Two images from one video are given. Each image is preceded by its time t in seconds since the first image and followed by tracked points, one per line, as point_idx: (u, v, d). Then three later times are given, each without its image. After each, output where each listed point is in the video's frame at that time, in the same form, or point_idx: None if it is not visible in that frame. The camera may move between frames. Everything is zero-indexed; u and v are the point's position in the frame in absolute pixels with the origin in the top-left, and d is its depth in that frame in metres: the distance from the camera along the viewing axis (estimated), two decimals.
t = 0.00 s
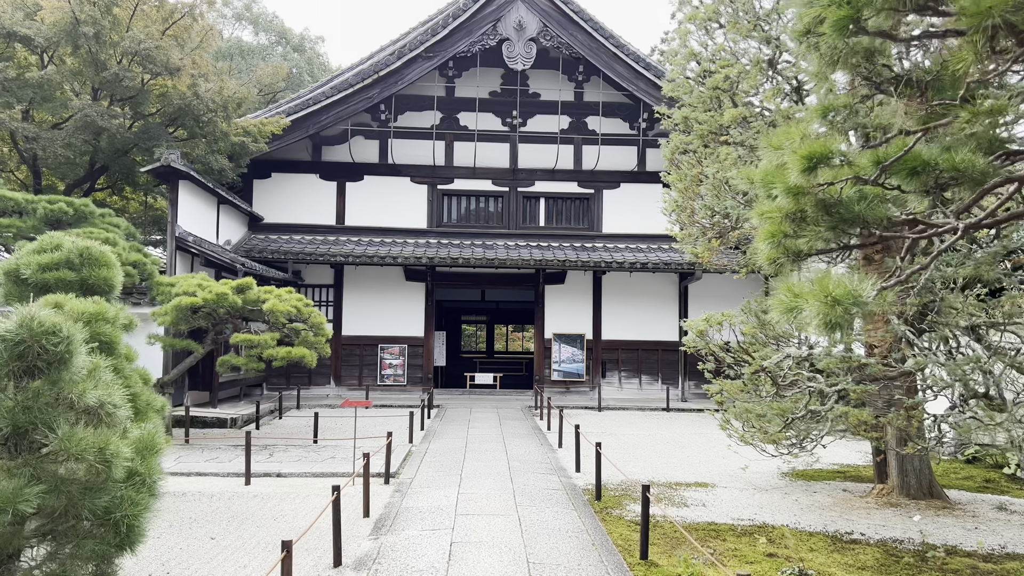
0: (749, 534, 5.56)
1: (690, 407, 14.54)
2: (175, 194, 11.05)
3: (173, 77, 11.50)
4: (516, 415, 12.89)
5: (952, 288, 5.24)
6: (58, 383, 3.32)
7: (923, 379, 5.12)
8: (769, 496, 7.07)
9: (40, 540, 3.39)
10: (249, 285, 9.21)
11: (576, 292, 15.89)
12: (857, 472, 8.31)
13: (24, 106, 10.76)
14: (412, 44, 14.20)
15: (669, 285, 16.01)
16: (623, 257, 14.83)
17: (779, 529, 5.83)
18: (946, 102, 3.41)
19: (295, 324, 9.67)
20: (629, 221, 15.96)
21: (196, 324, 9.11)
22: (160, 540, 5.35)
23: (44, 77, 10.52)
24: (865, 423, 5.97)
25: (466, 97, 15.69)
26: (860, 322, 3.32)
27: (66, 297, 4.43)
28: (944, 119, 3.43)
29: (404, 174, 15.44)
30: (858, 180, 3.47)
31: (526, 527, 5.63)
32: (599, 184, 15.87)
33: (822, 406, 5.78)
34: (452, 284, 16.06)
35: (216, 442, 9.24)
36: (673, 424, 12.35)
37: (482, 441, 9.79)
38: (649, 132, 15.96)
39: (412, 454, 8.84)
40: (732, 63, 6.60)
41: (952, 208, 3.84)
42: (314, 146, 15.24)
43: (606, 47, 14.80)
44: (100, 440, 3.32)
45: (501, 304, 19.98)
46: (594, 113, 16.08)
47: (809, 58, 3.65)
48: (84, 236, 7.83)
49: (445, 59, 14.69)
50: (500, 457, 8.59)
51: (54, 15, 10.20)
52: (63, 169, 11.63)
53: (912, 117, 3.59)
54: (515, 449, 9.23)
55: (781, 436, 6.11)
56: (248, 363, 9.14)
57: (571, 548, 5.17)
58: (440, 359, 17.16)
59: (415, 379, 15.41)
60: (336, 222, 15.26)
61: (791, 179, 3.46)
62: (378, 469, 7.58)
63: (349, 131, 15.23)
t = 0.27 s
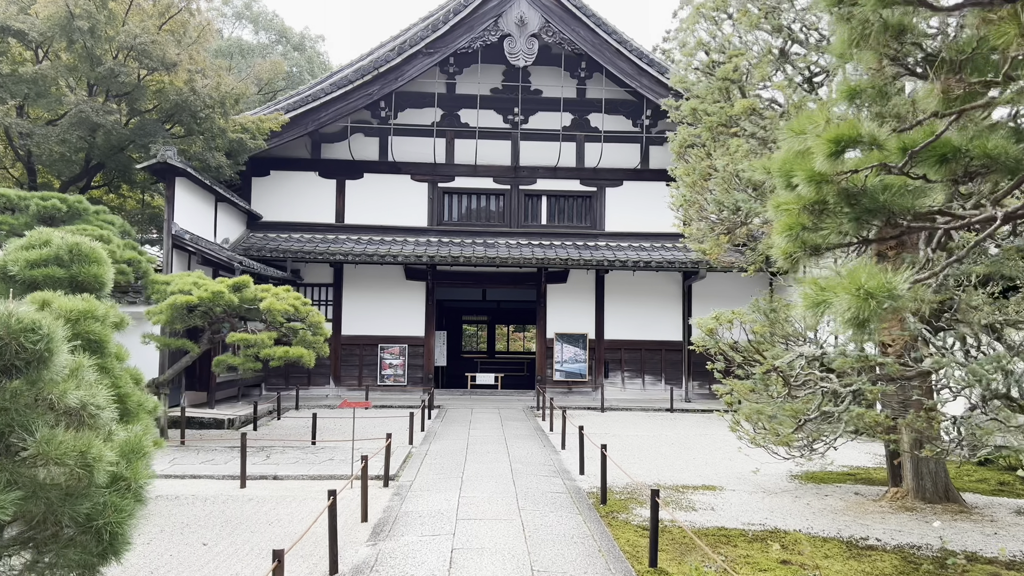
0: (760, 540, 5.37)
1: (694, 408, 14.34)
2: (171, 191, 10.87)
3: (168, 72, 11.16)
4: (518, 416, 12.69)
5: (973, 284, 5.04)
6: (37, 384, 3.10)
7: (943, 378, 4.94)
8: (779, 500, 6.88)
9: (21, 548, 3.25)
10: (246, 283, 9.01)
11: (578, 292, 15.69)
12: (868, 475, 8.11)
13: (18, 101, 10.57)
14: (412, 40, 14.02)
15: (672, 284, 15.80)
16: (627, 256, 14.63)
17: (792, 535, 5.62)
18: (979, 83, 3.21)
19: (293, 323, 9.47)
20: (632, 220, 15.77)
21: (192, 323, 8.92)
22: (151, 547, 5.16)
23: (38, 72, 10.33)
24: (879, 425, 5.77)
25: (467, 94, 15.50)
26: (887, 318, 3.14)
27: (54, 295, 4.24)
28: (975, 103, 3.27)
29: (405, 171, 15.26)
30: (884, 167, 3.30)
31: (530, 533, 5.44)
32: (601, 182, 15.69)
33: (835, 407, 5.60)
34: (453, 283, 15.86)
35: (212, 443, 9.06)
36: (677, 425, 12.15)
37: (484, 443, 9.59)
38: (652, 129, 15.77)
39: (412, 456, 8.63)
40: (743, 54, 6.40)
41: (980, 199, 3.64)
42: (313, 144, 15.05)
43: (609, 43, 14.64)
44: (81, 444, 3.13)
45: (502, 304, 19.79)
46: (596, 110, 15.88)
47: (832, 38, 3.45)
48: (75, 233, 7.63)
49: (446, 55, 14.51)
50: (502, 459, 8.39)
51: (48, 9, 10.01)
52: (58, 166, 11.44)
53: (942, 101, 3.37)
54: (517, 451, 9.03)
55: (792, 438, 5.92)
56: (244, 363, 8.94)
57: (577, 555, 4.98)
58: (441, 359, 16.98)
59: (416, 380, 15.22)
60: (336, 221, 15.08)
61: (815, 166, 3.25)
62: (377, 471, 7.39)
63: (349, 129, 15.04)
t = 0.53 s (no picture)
0: (776, 551, 5.17)
1: (700, 411, 14.13)
2: (169, 190, 10.68)
3: (166, 69, 10.99)
4: (521, 418, 12.50)
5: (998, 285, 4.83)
6: (16, 390, 2.87)
7: (966, 383, 4.74)
8: (792, 507, 6.68)
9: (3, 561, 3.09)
10: (244, 284, 8.82)
11: (581, 292, 15.48)
12: (881, 480, 7.91)
13: (13, 98, 10.38)
14: (413, 37, 13.83)
15: (677, 285, 15.59)
16: (631, 256, 14.43)
17: (808, 544, 5.43)
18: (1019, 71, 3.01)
19: (291, 324, 9.28)
20: (636, 220, 15.57)
21: (189, 324, 8.73)
22: (142, 557, 4.96)
23: (33, 69, 10.14)
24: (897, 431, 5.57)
25: (469, 92, 15.31)
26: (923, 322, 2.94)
27: (43, 295, 4.04)
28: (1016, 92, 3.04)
29: (406, 170, 15.07)
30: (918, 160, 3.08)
31: (536, 543, 5.25)
32: (605, 181, 15.48)
33: (852, 412, 5.40)
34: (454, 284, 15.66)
35: (209, 447, 8.86)
36: (683, 429, 11.95)
37: (486, 447, 9.39)
38: (656, 128, 15.57)
39: (413, 461, 8.44)
40: (755, 46, 6.19)
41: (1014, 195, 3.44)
42: (313, 142, 14.86)
43: (613, 41, 14.45)
44: (63, 454, 2.94)
45: (505, 305, 19.60)
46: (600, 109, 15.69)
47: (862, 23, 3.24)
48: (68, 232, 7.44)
49: (448, 53, 14.32)
50: (506, 464, 8.19)
51: (43, 5, 9.83)
52: (54, 164, 11.25)
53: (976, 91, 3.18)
54: (521, 455, 8.83)
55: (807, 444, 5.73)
56: (242, 365, 8.74)
57: (586, 567, 4.79)
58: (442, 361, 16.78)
59: (417, 382, 15.03)
60: (336, 220, 14.89)
61: (848, 158, 3.06)
62: (377, 477, 7.20)
63: (349, 127, 14.85)
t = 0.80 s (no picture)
0: (790, 560, 4.99)
1: (705, 413, 13.95)
2: (166, 188, 10.52)
3: (163, 66, 10.81)
4: (524, 420, 12.31)
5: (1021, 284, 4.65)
6: None
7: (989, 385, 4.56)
8: (804, 513, 6.48)
9: None
10: (242, 283, 8.64)
11: (584, 292, 15.29)
12: (894, 484, 7.71)
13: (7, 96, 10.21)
14: (414, 34, 13.66)
15: (681, 285, 15.40)
16: (635, 256, 14.25)
17: (823, 553, 5.23)
18: None
19: (290, 325, 9.10)
20: (640, 219, 15.38)
21: (185, 325, 8.55)
22: (132, 566, 4.78)
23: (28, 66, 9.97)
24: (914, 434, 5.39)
25: (471, 90, 15.14)
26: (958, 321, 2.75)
27: (30, 296, 3.90)
28: None
29: (407, 169, 14.90)
30: (949, 147, 2.89)
31: (541, 551, 5.07)
32: (608, 180, 15.29)
33: (868, 416, 5.21)
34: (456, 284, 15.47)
35: (206, 450, 8.68)
36: (687, 431, 11.76)
37: (488, 450, 9.21)
38: (660, 126, 15.38)
39: (413, 464, 8.25)
40: (765, 38, 6.01)
41: None
42: (313, 141, 14.69)
43: (616, 38, 14.29)
44: (42, 461, 2.75)
45: (507, 305, 19.40)
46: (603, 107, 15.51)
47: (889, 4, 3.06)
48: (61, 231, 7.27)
49: (449, 50, 14.15)
50: (508, 468, 8.00)
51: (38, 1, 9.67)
52: (50, 163, 11.08)
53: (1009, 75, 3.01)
54: (523, 459, 8.64)
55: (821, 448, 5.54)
56: (239, 366, 8.56)
57: None
58: (444, 361, 16.59)
59: (418, 383, 14.85)
60: (337, 220, 14.72)
61: (879, 145, 2.87)
62: (376, 481, 7.02)
63: (350, 125, 14.69)
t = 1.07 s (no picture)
0: (809, 569, 4.75)
1: (712, 415, 13.69)
2: (162, 185, 10.30)
3: (160, 61, 10.62)
4: (527, 422, 12.06)
5: None
6: None
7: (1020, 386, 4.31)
8: (820, 518, 6.24)
9: None
10: (238, 281, 8.40)
11: (588, 292, 15.04)
12: (911, 489, 7.45)
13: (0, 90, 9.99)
14: (415, 29, 13.44)
15: (687, 284, 15.15)
16: (640, 254, 14.01)
17: (842, 562, 4.98)
18: None
19: (287, 324, 8.86)
20: (644, 217, 15.12)
21: (180, 324, 8.32)
22: None
23: (21, 59, 9.75)
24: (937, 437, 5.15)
25: (473, 86, 14.91)
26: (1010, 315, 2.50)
27: (9, 291, 3.63)
28: None
29: (408, 166, 14.69)
30: (996, 125, 2.66)
31: (547, 560, 4.83)
32: (613, 177, 15.04)
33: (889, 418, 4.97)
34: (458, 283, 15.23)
35: (201, 453, 8.46)
36: (695, 434, 11.52)
37: (491, 452, 8.97)
38: (665, 123, 15.14)
39: (414, 468, 8.02)
40: (780, 24, 5.76)
41: None
42: (313, 138, 14.48)
43: (621, 33, 14.05)
44: (6, 468, 2.51)
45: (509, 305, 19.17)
46: (607, 103, 15.27)
47: None
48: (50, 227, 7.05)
49: (451, 45, 13.92)
50: (512, 472, 7.76)
51: None
52: (44, 160, 10.87)
53: None
54: (527, 462, 8.40)
55: (840, 452, 5.29)
56: (235, 366, 8.34)
57: None
58: (446, 362, 16.36)
59: (420, 384, 14.61)
60: (337, 218, 14.51)
61: (918, 122, 2.63)
62: (375, 485, 6.79)
63: (350, 122, 14.47)
